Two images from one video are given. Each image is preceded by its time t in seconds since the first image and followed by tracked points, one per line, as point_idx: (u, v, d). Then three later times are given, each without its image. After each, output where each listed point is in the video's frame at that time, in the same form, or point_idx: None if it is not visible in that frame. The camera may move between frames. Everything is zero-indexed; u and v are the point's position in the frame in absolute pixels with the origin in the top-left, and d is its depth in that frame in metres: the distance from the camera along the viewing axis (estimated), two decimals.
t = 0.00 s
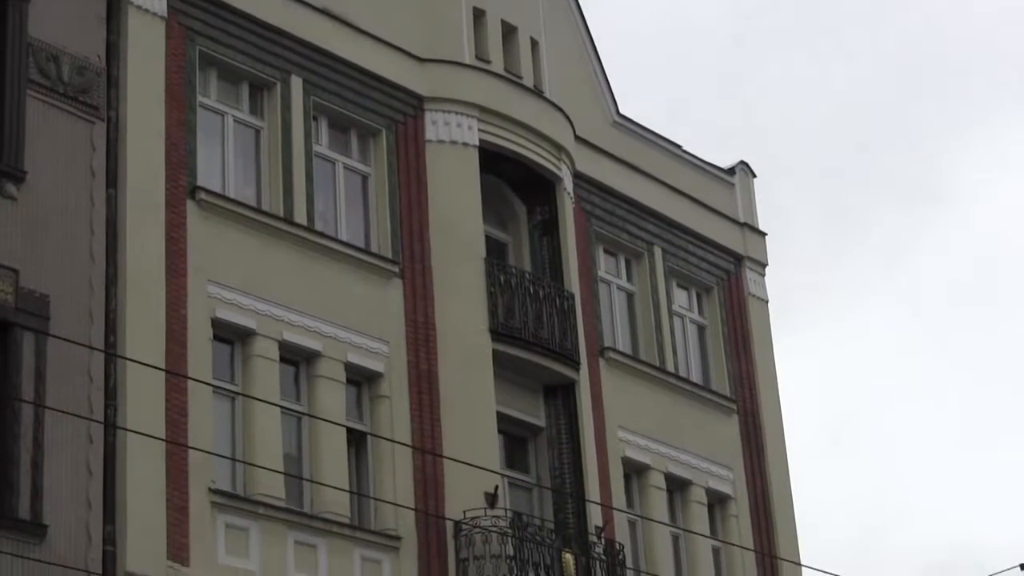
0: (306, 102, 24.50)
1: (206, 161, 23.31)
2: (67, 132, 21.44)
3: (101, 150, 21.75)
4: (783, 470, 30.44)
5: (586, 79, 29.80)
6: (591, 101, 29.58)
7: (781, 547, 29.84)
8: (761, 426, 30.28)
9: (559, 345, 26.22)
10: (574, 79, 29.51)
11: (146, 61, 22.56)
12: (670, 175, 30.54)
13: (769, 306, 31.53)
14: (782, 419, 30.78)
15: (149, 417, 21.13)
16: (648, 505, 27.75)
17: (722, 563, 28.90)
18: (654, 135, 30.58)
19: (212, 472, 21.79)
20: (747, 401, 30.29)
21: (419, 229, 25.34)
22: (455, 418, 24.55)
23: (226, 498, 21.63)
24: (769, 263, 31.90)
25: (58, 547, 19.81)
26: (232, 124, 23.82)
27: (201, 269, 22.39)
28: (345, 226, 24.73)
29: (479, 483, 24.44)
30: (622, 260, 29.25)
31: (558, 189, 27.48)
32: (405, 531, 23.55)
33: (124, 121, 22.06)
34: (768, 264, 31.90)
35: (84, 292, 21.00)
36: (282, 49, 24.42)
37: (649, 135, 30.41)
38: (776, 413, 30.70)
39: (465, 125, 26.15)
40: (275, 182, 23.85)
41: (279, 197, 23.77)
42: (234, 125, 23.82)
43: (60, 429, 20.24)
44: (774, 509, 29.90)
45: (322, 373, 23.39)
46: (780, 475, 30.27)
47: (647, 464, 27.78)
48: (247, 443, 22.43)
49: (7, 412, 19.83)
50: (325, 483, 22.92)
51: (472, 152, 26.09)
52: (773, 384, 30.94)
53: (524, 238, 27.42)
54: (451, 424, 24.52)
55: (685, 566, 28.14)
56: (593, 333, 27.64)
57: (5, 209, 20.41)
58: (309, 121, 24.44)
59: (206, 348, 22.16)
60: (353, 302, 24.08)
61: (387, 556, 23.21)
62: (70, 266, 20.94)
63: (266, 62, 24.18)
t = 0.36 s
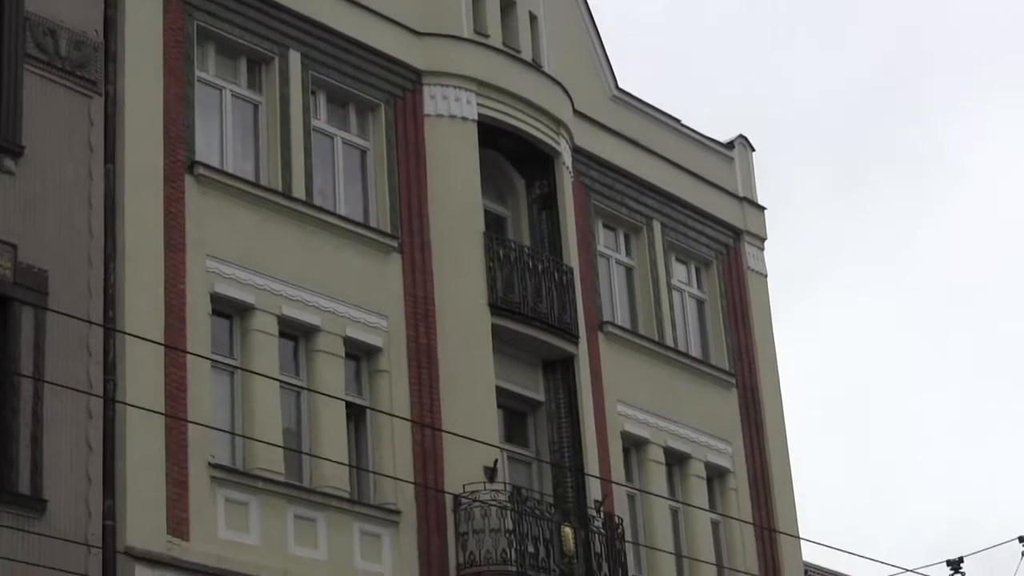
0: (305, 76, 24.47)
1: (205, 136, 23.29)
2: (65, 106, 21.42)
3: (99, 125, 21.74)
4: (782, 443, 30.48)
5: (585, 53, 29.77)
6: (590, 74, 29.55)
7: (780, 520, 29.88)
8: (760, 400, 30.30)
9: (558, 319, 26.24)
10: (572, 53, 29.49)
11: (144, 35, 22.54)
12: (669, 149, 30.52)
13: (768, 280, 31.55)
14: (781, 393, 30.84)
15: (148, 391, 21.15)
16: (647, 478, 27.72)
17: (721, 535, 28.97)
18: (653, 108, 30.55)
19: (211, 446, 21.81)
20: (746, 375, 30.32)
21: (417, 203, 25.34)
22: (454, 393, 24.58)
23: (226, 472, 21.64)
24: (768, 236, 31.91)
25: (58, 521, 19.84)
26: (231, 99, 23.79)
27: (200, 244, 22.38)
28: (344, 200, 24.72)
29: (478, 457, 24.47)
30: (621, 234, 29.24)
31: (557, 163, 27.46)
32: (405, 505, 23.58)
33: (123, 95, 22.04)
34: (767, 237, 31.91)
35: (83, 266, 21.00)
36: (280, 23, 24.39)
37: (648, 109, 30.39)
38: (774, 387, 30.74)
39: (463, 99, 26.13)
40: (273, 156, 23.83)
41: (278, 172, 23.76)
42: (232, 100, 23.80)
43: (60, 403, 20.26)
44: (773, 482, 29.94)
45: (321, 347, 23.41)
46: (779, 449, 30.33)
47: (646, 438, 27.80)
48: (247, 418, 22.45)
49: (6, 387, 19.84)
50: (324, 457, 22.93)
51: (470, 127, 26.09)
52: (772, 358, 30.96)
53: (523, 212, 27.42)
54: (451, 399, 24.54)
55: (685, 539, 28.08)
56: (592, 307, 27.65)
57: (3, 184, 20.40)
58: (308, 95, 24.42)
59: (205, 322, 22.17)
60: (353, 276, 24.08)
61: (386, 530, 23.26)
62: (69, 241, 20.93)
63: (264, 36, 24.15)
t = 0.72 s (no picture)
0: (306, 52, 24.42)
1: (206, 112, 23.25)
2: (66, 82, 21.38)
3: (100, 101, 21.69)
4: (784, 419, 30.48)
5: (586, 28, 29.70)
6: (592, 49, 29.48)
7: (782, 495, 29.90)
8: (761, 375, 30.34)
9: (559, 294, 26.24)
10: (573, 28, 29.43)
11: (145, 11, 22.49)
12: (671, 125, 30.47)
13: (769, 255, 31.53)
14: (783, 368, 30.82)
15: (150, 367, 21.14)
16: (649, 454, 27.71)
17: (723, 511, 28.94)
18: (654, 83, 30.49)
19: (213, 422, 21.82)
20: (748, 351, 30.32)
21: (419, 179, 25.32)
22: (455, 367, 24.61)
23: (227, 449, 21.68)
24: (769, 211, 31.88)
25: (60, 497, 19.85)
26: (232, 74, 23.74)
27: (201, 220, 22.36)
28: (346, 176, 24.68)
29: (480, 432, 24.48)
30: (623, 209, 29.20)
31: (559, 139, 27.42)
32: (407, 481, 23.59)
33: (124, 71, 21.99)
34: (768, 212, 31.88)
35: (84, 242, 20.97)
36: None
37: (649, 84, 30.33)
38: (776, 362, 30.74)
39: (464, 75, 26.09)
40: (275, 132, 23.79)
41: (279, 148, 23.72)
42: (234, 76, 23.75)
43: (62, 379, 20.25)
44: (775, 457, 29.95)
45: (322, 323, 23.40)
46: (781, 424, 30.33)
47: (648, 414, 27.80)
48: (248, 394, 22.45)
49: (8, 363, 19.84)
50: (326, 433, 22.93)
51: (472, 102, 26.04)
52: (773, 333, 30.95)
53: (525, 185, 27.44)
54: (452, 375, 24.57)
55: (687, 514, 28.06)
56: (594, 283, 27.63)
57: (4, 161, 20.37)
58: (309, 71, 24.37)
59: (206, 298, 22.15)
60: (354, 252, 24.06)
61: (388, 506, 23.29)
62: (71, 217, 20.90)
63: (265, 12, 24.10)
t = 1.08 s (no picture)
0: (307, 28, 24.39)
1: (206, 87, 23.22)
2: (66, 57, 21.36)
3: (100, 76, 21.67)
4: (783, 398, 30.50)
5: (588, 6, 29.67)
6: (593, 28, 29.45)
7: (781, 474, 29.92)
8: (761, 355, 30.34)
9: (558, 272, 26.23)
10: (574, 6, 29.39)
11: None
12: (671, 104, 30.45)
13: (768, 234, 31.53)
14: (781, 347, 30.84)
15: (148, 342, 21.15)
16: (648, 432, 27.72)
17: (722, 490, 28.95)
18: (655, 62, 30.45)
19: (212, 398, 21.82)
20: (747, 331, 30.33)
21: (419, 156, 25.29)
22: (454, 345, 24.60)
23: (227, 425, 21.70)
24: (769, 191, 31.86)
25: (59, 472, 19.86)
26: (233, 50, 23.71)
27: (201, 196, 22.34)
28: (346, 153, 24.66)
29: (479, 410, 24.48)
30: (623, 188, 29.18)
31: (559, 116, 27.39)
32: (405, 458, 23.61)
33: (124, 47, 21.96)
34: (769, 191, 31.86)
35: (84, 217, 20.95)
36: None
37: (650, 63, 30.30)
38: (775, 341, 30.75)
39: (465, 52, 26.06)
40: (275, 108, 23.77)
41: (279, 124, 23.70)
42: (234, 52, 23.72)
43: (61, 354, 20.26)
44: (773, 436, 29.98)
45: (322, 299, 23.38)
46: (780, 403, 30.34)
47: (647, 392, 27.80)
48: (248, 370, 22.45)
49: (7, 338, 19.84)
50: (325, 409, 22.94)
51: (473, 79, 26.01)
52: (773, 313, 30.95)
53: (525, 164, 27.38)
54: (451, 352, 24.58)
55: (685, 493, 28.09)
56: (594, 261, 27.62)
57: (4, 135, 20.35)
58: (309, 47, 24.34)
59: (206, 274, 22.14)
60: (354, 229, 24.05)
61: (387, 483, 23.32)
62: (71, 192, 20.89)
63: None
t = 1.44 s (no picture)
0: (303, 7, 24.37)
1: (202, 66, 23.19)
2: (62, 35, 21.32)
3: (96, 54, 21.64)
4: (778, 377, 30.53)
5: None
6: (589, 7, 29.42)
7: (776, 453, 29.96)
8: (756, 334, 30.36)
9: (554, 252, 26.24)
10: None
11: None
12: (668, 83, 30.44)
13: (764, 214, 31.54)
14: (777, 327, 30.87)
15: (144, 321, 21.15)
16: (643, 411, 27.73)
17: (717, 469, 28.98)
18: (652, 41, 30.44)
19: (207, 377, 21.84)
20: (743, 310, 30.34)
21: (415, 135, 25.28)
22: (450, 324, 24.61)
23: (222, 403, 21.72)
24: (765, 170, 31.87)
25: (55, 451, 19.88)
26: (229, 29, 23.69)
27: (196, 175, 22.33)
28: (342, 132, 24.64)
29: (474, 390, 24.51)
30: (619, 167, 29.17)
31: (556, 96, 27.38)
32: (401, 437, 23.63)
33: (120, 25, 21.93)
34: (764, 171, 31.87)
35: (80, 196, 20.93)
36: None
37: (647, 42, 30.28)
38: (770, 321, 30.78)
39: (461, 32, 26.05)
40: (271, 87, 23.75)
41: (275, 103, 23.68)
42: (230, 31, 23.70)
43: (57, 333, 20.25)
44: (768, 416, 30.02)
45: (318, 279, 23.38)
46: (775, 382, 30.37)
47: (643, 371, 27.82)
48: (243, 349, 22.46)
49: (3, 316, 19.83)
50: (321, 387, 22.96)
51: (469, 58, 26.00)
52: (768, 293, 30.97)
53: (521, 143, 27.37)
54: (447, 331, 24.58)
55: (680, 471, 28.13)
56: (590, 240, 27.62)
57: None
58: (305, 26, 24.32)
59: (201, 253, 22.13)
60: (350, 209, 24.04)
61: (382, 462, 23.34)
62: (67, 170, 20.87)
63: None
